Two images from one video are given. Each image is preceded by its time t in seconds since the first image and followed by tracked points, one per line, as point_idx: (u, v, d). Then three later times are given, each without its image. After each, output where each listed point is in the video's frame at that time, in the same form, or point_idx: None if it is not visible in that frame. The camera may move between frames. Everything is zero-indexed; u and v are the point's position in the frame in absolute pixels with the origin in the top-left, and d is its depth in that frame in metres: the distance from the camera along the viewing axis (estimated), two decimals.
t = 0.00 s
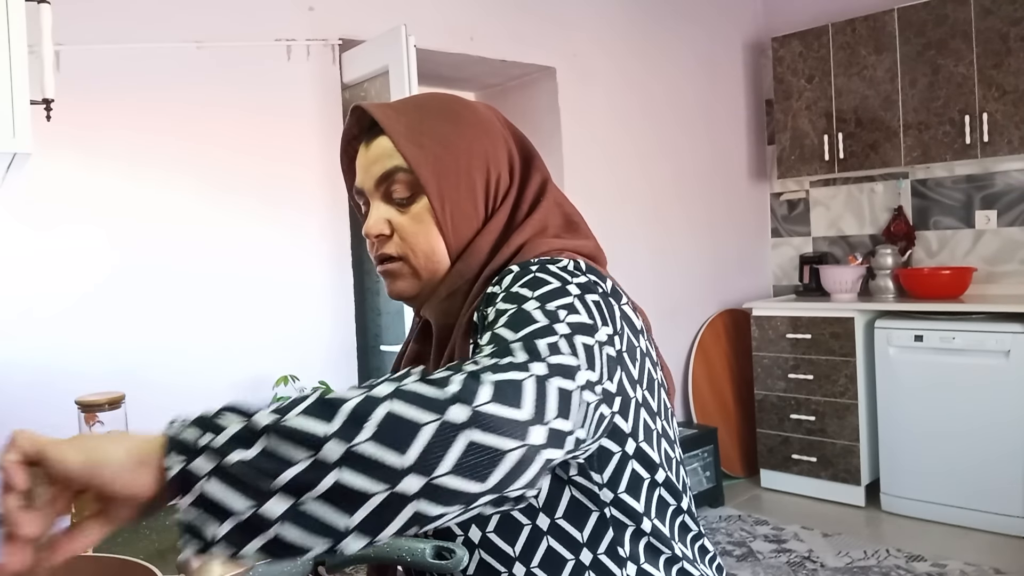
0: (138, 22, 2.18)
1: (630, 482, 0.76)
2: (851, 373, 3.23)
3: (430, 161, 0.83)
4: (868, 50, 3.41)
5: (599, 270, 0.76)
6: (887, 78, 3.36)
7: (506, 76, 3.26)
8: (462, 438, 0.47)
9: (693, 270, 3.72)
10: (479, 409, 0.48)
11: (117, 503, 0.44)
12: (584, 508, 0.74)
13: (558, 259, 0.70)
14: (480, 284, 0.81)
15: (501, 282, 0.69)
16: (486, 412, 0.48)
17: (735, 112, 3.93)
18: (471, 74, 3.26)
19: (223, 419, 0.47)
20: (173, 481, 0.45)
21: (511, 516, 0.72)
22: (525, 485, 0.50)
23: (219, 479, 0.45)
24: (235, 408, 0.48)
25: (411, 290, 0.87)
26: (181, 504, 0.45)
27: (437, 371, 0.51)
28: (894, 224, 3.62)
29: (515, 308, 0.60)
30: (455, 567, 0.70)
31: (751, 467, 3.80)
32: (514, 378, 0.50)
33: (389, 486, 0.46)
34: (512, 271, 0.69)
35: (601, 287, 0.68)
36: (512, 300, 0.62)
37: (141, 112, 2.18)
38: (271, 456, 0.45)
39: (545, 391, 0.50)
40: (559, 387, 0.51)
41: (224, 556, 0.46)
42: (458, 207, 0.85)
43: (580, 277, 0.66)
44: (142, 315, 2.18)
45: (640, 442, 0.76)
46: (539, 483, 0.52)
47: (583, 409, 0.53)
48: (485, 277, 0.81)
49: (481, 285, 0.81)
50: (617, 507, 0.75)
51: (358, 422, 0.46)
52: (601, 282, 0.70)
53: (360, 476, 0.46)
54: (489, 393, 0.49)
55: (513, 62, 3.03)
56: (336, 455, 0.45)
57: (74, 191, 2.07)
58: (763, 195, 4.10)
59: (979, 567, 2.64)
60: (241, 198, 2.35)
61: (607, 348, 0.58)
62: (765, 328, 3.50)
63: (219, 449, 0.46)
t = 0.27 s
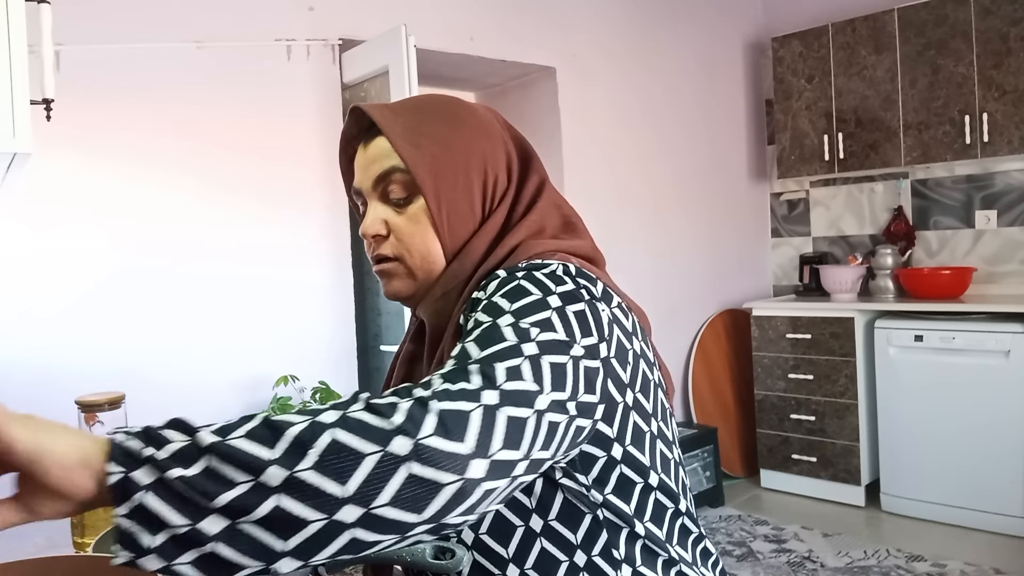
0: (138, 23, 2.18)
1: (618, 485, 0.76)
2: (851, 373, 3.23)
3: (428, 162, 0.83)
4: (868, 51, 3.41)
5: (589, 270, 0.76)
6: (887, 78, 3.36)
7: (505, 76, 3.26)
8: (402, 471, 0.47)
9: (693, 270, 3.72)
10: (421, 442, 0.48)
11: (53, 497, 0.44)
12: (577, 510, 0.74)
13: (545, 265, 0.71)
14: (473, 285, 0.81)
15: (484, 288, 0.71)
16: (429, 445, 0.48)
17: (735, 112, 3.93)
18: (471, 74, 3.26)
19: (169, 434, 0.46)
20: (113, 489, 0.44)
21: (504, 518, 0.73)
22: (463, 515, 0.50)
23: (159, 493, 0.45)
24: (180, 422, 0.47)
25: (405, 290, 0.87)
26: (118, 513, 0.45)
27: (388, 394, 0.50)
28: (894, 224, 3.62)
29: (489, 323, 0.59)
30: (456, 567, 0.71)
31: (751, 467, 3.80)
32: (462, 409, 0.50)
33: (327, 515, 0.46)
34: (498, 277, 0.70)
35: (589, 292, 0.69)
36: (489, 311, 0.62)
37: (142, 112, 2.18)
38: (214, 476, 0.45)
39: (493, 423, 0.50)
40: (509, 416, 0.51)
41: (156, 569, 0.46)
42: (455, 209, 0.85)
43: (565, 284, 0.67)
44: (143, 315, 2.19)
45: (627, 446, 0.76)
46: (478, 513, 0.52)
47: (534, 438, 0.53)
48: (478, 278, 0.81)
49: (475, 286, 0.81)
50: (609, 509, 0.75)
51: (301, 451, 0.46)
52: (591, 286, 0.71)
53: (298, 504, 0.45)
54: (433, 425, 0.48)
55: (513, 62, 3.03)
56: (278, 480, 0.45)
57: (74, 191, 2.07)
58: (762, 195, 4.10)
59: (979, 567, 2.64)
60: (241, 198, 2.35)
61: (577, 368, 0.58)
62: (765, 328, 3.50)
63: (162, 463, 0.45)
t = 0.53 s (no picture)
0: (138, 23, 2.18)
1: (620, 485, 0.76)
2: (851, 373, 3.23)
3: (433, 160, 0.83)
4: (868, 50, 3.41)
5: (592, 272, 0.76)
6: (887, 78, 3.36)
7: (505, 76, 3.26)
8: (406, 483, 0.48)
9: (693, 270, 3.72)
10: (424, 453, 0.48)
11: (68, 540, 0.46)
12: (578, 509, 0.74)
13: (544, 265, 0.71)
14: (475, 285, 0.81)
15: (486, 290, 0.70)
16: (431, 456, 0.48)
17: (736, 112, 3.93)
18: (471, 74, 3.26)
19: (168, 470, 0.48)
20: (125, 533, 0.47)
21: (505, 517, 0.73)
22: (472, 521, 0.50)
23: (171, 534, 0.46)
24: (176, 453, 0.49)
25: (407, 288, 0.88)
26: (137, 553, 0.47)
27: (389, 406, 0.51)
28: (894, 224, 3.62)
29: (486, 328, 0.59)
30: (455, 568, 0.73)
31: (751, 467, 3.80)
32: (462, 417, 0.50)
33: (337, 530, 0.47)
34: (499, 279, 0.70)
35: (589, 291, 0.69)
36: (488, 314, 0.62)
37: (142, 113, 2.18)
38: (221, 509, 0.47)
39: (495, 430, 0.51)
40: (511, 425, 0.52)
41: None
42: (461, 207, 0.85)
43: (565, 284, 0.66)
44: (143, 315, 2.18)
45: (628, 445, 0.75)
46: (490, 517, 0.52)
47: (537, 441, 0.53)
48: (481, 277, 0.81)
49: (476, 285, 0.81)
50: (610, 509, 0.75)
51: (303, 471, 0.47)
52: (592, 286, 0.70)
53: (307, 524, 0.46)
54: (435, 435, 0.49)
55: (513, 62, 3.03)
56: (285, 505, 0.46)
57: (74, 191, 2.07)
58: (763, 195, 4.10)
59: (979, 567, 2.64)
60: (241, 198, 2.35)
61: (573, 372, 0.58)
62: (765, 328, 3.50)
63: (167, 505, 0.47)
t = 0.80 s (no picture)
0: (139, 23, 2.18)
1: (629, 478, 0.76)
2: (851, 373, 3.23)
3: (431, 160, 0.83)
4: (868, 51, 3.41)
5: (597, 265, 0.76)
6: (887, 78, 3.36)
7: (505, 76, 3.26)
8: (507, 430, 0.51)
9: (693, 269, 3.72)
10: (528, 403, 0.52)
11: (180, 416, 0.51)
12: (583, 504, 0.74)
13: (557, 253, 0.72)
14: (478, 281, 0.81)
15: (504, 277, 0.70)
16: (533, 408, 0.52)
17: (736, 112, 3.93)
18: (471, 74, 3.26)
19: (283, 355, 0.52)
20: (230, 406, 0.51)
21: (509, 512, 0.73)
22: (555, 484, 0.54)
23: (272, 411, 0.50)
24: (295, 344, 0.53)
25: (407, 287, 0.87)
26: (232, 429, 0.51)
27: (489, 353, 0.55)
28: (894, 224, 3.62)
29: (531, 303, 0.62)
30: (455, 567, 0.66)
31: (751, 467, 3.79)
32: (560, 376, 0.54)
33: (431, 459, 0.50)
34: (515, 265, 0.71)
35: (601, 280, 0.70)
36: (524, 293, 0.64)
37: (142, 113, 2.18)
38: (328, 405, 0.50)
39: (586, 396, 0.55)
40: (592, 390, 0.56)
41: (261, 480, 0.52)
42: (459, 206, 0.85)
43: (581, 271, 0.69)
44: (143, 315, 2.18)
45: (639, 436, 0.77)
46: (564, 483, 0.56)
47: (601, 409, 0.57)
48: (482, 275, 0.81)
49: (478, 282, 0.81)
50: (614, 503, 0.75)
51: (410, 394, 0.50)
52: (601, 276, 0.72)
53: (407, 445, 0.50)
54: (538, 388, 0.53)
55: (513, 62, 3.03)
56: (386, 418, 0.50)
57: (74, 191, 2.07)
58: (763, 195, 4.10)
59: (979, 567, 2.64)
60: (242, 198, 2.35)
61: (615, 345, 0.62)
62: (765, 328, 3.50)
63: (277, 384, 0.50)
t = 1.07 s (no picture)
0: (139, 23, 2.18)
1: (625, 483, 0.76)
2: (851, 373, 3.23)
3: (436, 158, 0.83)
4: (868, 50, 3.41)
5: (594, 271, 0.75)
6: (887, 78, 3.36)
7: (506, 76, 3.26)
8: (412, 472, 0.47)
9: (693, 270, 3.72)
10: (431, 442, 0.48)
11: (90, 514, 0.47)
12: (581, 509, 0.74)
13: (549, 262, 0.70)
14: (479, 281, 0.81)
15: (490, 288, 0.69)
16: (439, 445, 0.48)
17: (736, 113, 3.93)
18: (471, 74, 3.26)
19: (190, 444, 0.49)
20: (141, 503, 0.47)
21: (508, 516, 0.72)
22: (476, 515, 0.50)
23: (184, 503, 0.47)
24: (201, 434, 0.49)
25: (408, 285, 0.87)
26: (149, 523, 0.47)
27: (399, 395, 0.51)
28: (894, 224, 3.62)
29: (495, 322, 0.59)
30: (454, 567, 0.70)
31: (751, 467, 3.80)
32: (472, 408, 0.50)
33: (342, 517, 0.47)
34: (503, 275, 0.69)
35: (593, 289, 0.68)
36: (495, 310, 0.61)
37: (141, 113, 2.18)
38: (231, 485, 0.47)
39: (505, 420, 0.50)
40: (521, 415, 0.51)
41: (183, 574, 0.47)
42: (463, 204, 0.85)
43: (569, 283, 0.66)
44: (143, 315, 2.19)
45: (632, 444, 0.75)
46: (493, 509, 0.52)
47: (546, 432, 0.53)
48: (483, 275, 0.81)
49: (480, 281, 0.81)
50: (612, 508, 0.75)
51: (312, 457, 0.47)
52: (595, 285, 0.69)
53: (315, 508, 0.46)
54: (444, 425, 0.48)
55: (513, 63, 3.03)
56: (293, 486, 0.46)
57: (74, 191, 2.08)
58: (763, 195, 4.10)
59: (979, 567, 2.64)
60: (242, 198, 2.35)
61: (583, 363, 0.58)
62: (765, 328, 3.50)
63: (182, 475, 0.47)
